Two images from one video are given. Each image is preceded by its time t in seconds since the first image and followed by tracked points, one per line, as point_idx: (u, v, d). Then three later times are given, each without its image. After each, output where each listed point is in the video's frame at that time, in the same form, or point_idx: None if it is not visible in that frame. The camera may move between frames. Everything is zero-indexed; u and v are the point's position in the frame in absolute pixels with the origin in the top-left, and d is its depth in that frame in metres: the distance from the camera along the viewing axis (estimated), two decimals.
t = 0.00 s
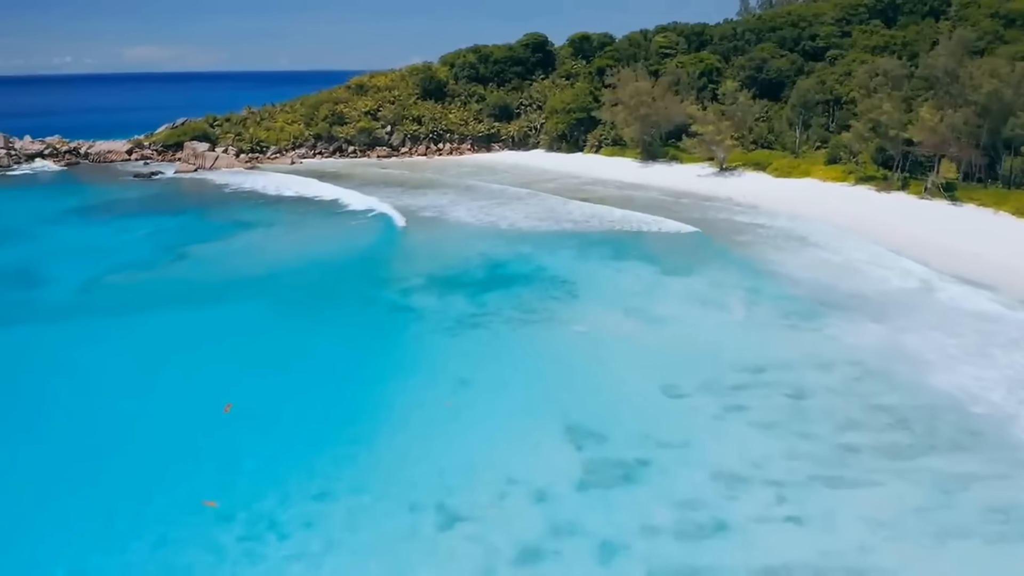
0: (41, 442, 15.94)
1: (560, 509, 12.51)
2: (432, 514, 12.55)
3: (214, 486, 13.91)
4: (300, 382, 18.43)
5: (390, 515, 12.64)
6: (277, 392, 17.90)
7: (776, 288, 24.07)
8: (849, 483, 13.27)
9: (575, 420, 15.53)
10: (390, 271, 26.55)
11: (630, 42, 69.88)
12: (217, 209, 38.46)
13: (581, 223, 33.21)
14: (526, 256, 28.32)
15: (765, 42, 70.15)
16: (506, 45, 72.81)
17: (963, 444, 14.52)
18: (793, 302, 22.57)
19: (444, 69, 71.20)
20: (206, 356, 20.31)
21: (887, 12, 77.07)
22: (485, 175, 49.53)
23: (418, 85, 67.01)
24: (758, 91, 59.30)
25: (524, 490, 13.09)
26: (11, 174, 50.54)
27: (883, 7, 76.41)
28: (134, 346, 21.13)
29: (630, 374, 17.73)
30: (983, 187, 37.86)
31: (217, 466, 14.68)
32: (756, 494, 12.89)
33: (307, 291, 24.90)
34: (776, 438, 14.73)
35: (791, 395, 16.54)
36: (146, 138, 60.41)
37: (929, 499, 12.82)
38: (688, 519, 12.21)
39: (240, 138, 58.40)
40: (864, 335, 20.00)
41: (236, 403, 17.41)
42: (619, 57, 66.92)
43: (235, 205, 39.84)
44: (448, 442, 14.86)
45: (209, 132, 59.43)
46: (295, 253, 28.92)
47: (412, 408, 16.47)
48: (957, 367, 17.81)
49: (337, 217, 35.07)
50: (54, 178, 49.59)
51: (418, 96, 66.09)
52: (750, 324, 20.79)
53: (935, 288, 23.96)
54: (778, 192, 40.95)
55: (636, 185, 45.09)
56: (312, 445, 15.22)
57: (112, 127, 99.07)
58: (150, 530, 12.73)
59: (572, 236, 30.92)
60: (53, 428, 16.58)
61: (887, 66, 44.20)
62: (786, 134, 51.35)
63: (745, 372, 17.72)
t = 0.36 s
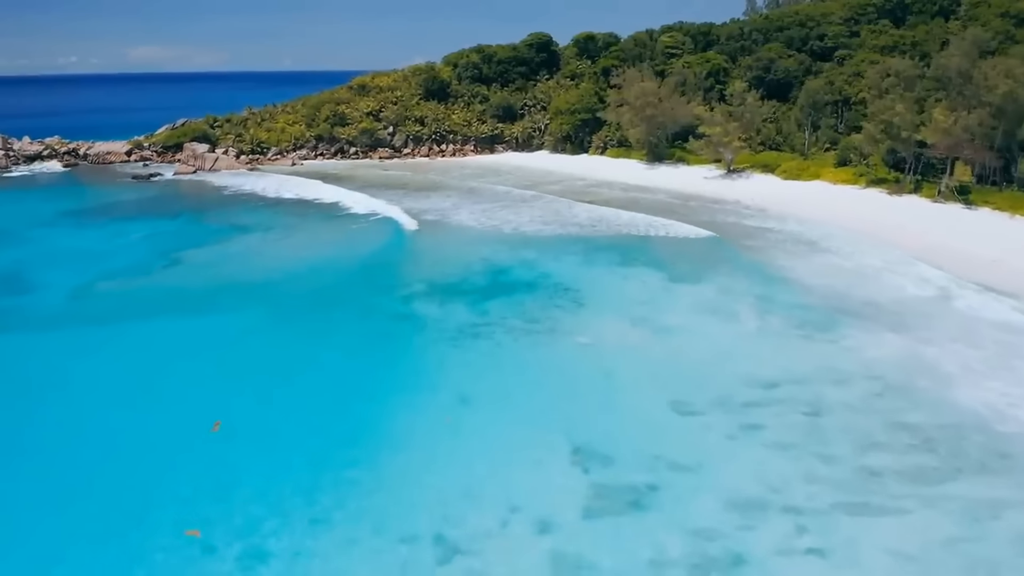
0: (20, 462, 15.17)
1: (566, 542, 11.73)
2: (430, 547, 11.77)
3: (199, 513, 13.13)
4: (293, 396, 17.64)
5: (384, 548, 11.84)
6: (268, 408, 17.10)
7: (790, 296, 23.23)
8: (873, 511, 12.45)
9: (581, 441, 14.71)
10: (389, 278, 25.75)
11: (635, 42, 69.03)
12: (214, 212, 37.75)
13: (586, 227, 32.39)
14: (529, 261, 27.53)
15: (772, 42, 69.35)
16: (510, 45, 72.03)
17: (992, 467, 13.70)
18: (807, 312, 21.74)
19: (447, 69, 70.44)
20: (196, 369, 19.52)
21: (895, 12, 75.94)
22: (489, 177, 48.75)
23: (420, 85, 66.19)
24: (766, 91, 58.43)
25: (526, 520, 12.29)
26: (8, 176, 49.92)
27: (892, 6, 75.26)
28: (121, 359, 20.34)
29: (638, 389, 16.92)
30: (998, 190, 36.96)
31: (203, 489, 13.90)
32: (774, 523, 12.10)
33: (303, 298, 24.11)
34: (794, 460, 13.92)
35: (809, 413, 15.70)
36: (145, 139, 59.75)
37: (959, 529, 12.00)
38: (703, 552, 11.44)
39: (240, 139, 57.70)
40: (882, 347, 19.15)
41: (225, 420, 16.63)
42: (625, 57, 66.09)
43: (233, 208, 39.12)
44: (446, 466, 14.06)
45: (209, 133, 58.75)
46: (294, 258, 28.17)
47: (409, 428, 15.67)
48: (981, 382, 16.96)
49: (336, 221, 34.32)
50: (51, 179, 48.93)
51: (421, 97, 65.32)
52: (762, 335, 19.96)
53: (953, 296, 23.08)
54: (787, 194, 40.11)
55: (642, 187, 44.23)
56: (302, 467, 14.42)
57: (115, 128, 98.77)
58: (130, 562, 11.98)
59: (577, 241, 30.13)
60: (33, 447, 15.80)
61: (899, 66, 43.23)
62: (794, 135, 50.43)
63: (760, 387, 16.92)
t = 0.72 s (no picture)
0: None
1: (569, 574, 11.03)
2: None
3: (182, 539, 12.45)
4: (284, 411, 16.95)
5: None
6: (258, 423, 16.43)
7: (800, 304, 22.52)
8: (895, 538, 11.75)
9: (584, 461, 14.01)
10: (387, 284, 25.05)
11: (639, 42, 68.28)
12: (212, 214, 37.15)
13: (589, 231, 31.69)
14: (532, 267, 26.85)
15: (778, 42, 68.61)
16: (512, 45, 71.32)
17: (1017, 489, 13.00)
18: (818, 320, 21.03)
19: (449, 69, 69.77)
20: (186, 380, 18.85)
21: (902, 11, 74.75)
22: (490, 179, 48.05)
23: (422, 86, 65.48)
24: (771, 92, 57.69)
25: (527, 549, 11.60)
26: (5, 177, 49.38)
27: (899, 5, 74.21)
28: (107, 369, 19.64)
29: (644, 403, 16.22)
30: (1011, 193, 36.12)
31: (187, 513, 13.21)
32: (790, 551, 11.42)
33: (298, 305, 23.44)
34: (809, 481, 13.23)
35: (823, 429, 15.00)
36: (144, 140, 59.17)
37: (987, 558, 11.30)
38: None
39: (240, 139, 57.11)
40: (898, 358, 18.41)
41: (213, 435, 15.95)
42: (628, 57, 65.36)
43: (230, 210, 38.50)
44: (443, 489, 13.37)
45: (208, 133, 58.15)
46: (290, 263, 27.52)
47: (404, 446, 14.99)
48: (1003, 396, 16.23)
49: (335, 224, 33.67)
50: (48, 180, 48.35)
51: (423, 97, 64.65)
52: (773, 346, 19.25)
53: (969, 303, 22.33)
54: (794, 197, 39.39)
55: (647, 189, 43.51)
56: (291, 489, 13.74)
57: (117, 129, 98.44)
58: None
59: (581, 245, 29.43)
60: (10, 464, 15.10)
61: (908, 66, 42.59)
62: (801, 136, 49.62)
63: (771, 401, 16.22)
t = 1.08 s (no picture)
0: None
1: None
2: None
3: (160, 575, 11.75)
4: (272, 429, 16.26)
5: None
6: (244, 443, 15.72)
7: (811, 313, 21.73)
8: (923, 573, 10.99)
9: (585, 488, 13.31)
10: (382, 291, 24.29)
11: (642, 41, 67.46)
12: (207, 218, 36.41)
13: (592, 235, 30.90)
14: (534, 273, 26.06)
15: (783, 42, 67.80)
16: (514, 44, 70.52)
17: None
18: (831, 330, 20.23)
19: (450, 69, 69.00)
20: (171, 394, 18.15)
21: (908, 11, 73.79)
22: (491, 181, 47.27)
23: (422, 86, 64.70)
24: (776, 92, 56.90)
25: None
26: None
27: (905, 5, 73.21)
28: (89, 383, 18.92)
29: (649, 422, 15.48)
30: None
31: (166, 545, 12.50)
32: None
33: (290, 312, 22.72)
34: (828, 508, 12.52)
35: (841, 450, 14.25)
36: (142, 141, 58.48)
37: None
38: None
39: (238, 141, 56.39)
40: (916, 370, 17.63)
41: (196, 456, 15.27)
42: (631, 57, 64.55)
43: (226, 213, 37.76)
44: (435, 520, 12.66)
45: (206, 134, 57.44)
46: (285, 268, 26.80)
47: (396, 471, 14.29)
48: None
49: (333, 227, 32.93)
50: (43, 182, 47.65)
51: (423, 98, 63.87)
52: (784, 358, 18.48)
53: (986, 312, 21.51)
54: (800, 200, 38.54)
55: (650, 192, 42.68)
56: (276, 517, 13.05)
57: (115, 129, 97.85)
58: None
59: (583, 250, 28.63)
60: None
61: (917, 66, 41.69)
62: (807, 137, 48.76)
63: (785, 419, 15.47)
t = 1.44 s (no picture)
0: None
1: None
2: None
3: None
4: (259, 446, 15.52)
5: None
6: (228, 463, 14.95)
7: (822, 322, 20.92)
8: None
9: (589, 516, 12.52)
10: (379, 297, 23.55)
11: (645, 41, 66.65)
12: (201, 221, 35.69)
13: (595, 239, 30.11)
14: (535, 279, 25.29)
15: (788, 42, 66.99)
16: (515, 44, 69.73)
17: None
18: (844, 341, 19.44)
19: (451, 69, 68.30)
20: (154, 410, 17.35)
21: (913, 12, 72.41)
22: (492, 183, 46.48)
23: (422, 86, 63.92)
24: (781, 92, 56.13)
25: None
26: None
27: (911, 4, 72.10)
28: (70, 397, 18.11)
29: (654, 443, 14.69)
30: None
31: None
32: None
33: (282, 321, 21.98)
34: (847, 538, 11.77)
35: (859, 472, 13.48)
36: (139, 142, 57.79)
37: None
38: None
39: (235, 142, 55.68)
40: (934, 384, 16.83)
41: (177, 478, 14.49)
42: (634, 57, 63.76)
43: (222, 216, 37.03)
44: (429, 553, 11.88)
45: (203, 135, 56.74)
46: (278, 274, 26.04)
47: (390, 496, 13.52)
48: None
49: (330, 231, 32.18)
50: (37, 184, 46.98)
51: (423, 98, 63.10)
52: (795, 371, 17.71)
53: (1004, 322, 20.68)
54: (807, 203, 37.71)
55: (654, 194, 41.89)
56: (260, 548, 12.26)
57: (114, 129, 97.33)
58: None
59: (586, 256, 27.83)
60: None
61: (926, 66, 40.85)
62: (813, 138, 47.87)
63: (797, 438, 14.71)
